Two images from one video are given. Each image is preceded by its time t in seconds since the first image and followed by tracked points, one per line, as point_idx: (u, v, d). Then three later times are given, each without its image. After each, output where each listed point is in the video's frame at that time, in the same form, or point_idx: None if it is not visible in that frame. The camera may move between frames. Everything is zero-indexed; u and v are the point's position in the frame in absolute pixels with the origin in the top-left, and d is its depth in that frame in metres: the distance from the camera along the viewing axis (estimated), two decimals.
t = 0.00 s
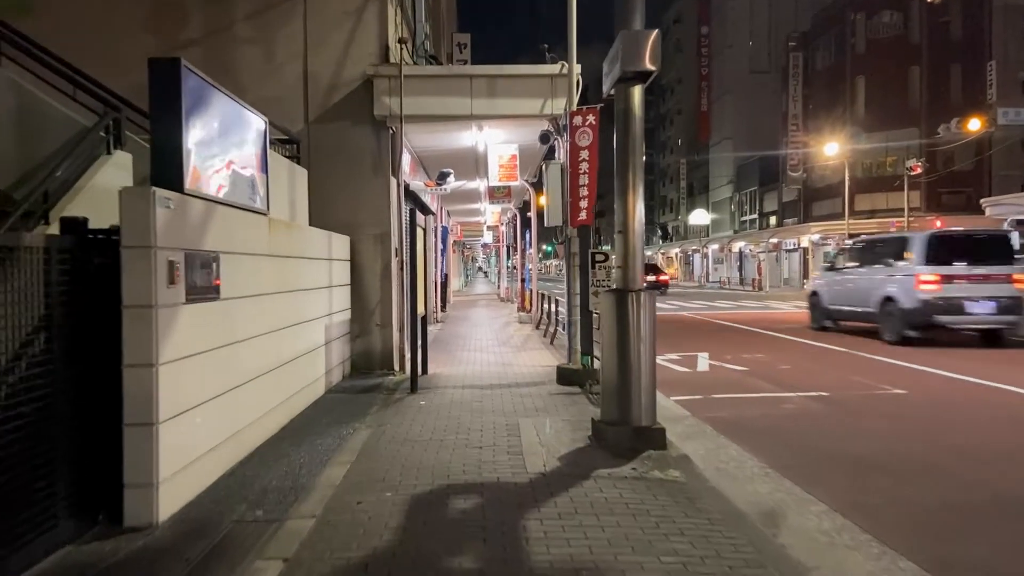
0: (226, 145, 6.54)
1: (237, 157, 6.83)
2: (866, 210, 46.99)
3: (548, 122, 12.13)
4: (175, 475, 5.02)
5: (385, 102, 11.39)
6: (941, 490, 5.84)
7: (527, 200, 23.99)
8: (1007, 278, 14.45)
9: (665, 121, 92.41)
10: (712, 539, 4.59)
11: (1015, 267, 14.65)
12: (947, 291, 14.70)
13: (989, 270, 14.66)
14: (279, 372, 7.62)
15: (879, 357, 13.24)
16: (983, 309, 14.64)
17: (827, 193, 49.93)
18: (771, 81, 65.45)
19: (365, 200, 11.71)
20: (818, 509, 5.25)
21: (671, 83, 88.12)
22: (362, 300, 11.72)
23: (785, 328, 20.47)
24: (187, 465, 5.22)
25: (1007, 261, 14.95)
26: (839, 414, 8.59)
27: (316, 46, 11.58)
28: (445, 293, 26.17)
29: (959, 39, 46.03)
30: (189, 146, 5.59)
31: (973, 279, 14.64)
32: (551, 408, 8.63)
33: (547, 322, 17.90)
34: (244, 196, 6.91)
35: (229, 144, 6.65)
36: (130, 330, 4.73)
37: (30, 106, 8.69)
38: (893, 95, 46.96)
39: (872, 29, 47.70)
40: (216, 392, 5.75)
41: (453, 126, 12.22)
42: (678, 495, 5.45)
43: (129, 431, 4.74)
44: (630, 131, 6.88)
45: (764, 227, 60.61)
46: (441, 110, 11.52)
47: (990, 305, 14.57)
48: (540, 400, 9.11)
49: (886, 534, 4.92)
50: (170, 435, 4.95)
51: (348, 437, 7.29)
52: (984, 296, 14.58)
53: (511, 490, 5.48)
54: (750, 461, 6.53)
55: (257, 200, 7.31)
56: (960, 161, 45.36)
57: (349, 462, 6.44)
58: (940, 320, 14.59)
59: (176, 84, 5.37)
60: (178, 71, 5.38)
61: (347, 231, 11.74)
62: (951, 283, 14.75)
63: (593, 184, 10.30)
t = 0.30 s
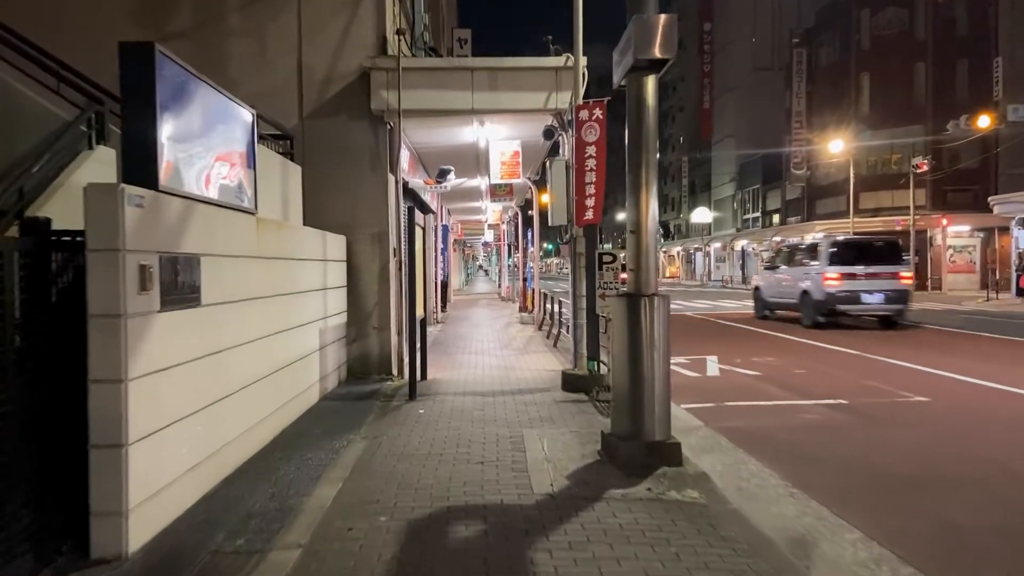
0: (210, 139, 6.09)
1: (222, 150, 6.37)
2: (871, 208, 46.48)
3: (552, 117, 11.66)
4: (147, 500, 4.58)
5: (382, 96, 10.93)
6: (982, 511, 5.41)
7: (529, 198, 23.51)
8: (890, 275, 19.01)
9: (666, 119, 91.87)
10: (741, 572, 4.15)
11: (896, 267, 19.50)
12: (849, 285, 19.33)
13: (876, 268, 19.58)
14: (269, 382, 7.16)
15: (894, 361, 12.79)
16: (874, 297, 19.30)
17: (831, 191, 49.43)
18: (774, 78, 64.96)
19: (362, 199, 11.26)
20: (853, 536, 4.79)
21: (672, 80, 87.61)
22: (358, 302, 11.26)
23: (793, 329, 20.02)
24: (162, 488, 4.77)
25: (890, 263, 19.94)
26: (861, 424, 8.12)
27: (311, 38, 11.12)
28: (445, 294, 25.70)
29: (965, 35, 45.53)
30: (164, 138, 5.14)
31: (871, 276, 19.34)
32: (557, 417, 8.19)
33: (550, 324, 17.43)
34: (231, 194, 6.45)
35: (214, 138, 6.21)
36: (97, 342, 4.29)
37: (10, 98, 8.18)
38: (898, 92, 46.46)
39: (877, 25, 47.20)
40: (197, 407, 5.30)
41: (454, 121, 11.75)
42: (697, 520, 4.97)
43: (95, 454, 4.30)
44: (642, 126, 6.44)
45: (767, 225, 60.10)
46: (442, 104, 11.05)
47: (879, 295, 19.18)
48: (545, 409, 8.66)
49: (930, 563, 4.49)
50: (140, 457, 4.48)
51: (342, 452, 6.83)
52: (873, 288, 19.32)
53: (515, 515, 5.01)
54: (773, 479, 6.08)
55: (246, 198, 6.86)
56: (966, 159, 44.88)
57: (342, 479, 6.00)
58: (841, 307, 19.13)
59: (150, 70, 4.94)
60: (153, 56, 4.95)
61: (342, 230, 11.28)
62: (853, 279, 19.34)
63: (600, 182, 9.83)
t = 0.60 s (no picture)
0: (196, 121, 5.62)
1: (210, 133, 5.90)
2: (876, 205, 45.99)
3: (559, 107, 11.19)
4: (124, 516, 4.14)
5: (383, 84, 10.46)
6: None
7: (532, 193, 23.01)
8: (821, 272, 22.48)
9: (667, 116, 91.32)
10: None
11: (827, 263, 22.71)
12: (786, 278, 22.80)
13: (812, 265, 22.75)
14: (262, 383, 6.72)
15: (914, 361, 12.33)
16: (806, 289, 22.98)
17: (836, 188, 48.94)
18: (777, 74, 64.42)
19: (362, 191, 10.82)
20: (905, 556, 4.35)
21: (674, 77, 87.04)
22: (359, 298, 10.82)
23: (803, 327, 19.55)
24: (141, 503, 4.33)
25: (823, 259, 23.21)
26: (890, 428, 7.67)
27: (309, 23, 10.66)
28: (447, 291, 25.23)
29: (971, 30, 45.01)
30: (141, 118, 4.67)
31: (804, 272, 22.78)
32: (568, 421, 7.73)
33: (555, 322, 16.96)
34: (220, 182, 5.99)
35: (201, 120, 5.74)
36: (65, 341, 3.84)
37: None
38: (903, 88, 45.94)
39: (882, 20, 46.68)
40: (181, 413, 4.85)
41: (457, 111, 11.28)
42: (730, 537, 4.53)
43: (65, 467, 3.86)
44: (664, 109, 5.96)
45: (770, 223, 59.62)
46: (445, 93, 10.60)
47: (811, 287, 22.73)
48: (554, 411, 8.23)
49: None
50: (116, 470, 4.04)
51: (340, 458, 6.39)
52: (805, 281, 22.79)
53: (529, 531, 4.57)
54: (806, 489, 5.63)
55: (237, 186, 6.38)
56: (972, 156, 44.39)
57: (340, 489, 5.55)
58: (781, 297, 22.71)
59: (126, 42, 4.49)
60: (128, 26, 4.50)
61: (341, 224, 10.83)
62: (791, 274, 22.69)
63: (611, 173, 9.36)
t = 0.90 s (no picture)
0: (181, 118, 5.16)
1: (197, 132, 5.44)
2: (882, 204, 45.58)
3: (568, 105, 10.75)
4: (97, 558, 3.72)
5: (384, 81, 10.02)
6: None
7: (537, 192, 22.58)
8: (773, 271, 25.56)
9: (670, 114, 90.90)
10: None
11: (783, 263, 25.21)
12: (742, 277, 26.12)
13: (765, 265, 25.80)
14: (255, 399, 6.29)
15: (935, 368, 11.89)
16: (756, 287, 26.74)
17: (840, 187, 48.53)
18: (781, 72, 63.95)
19: (362, 192, 10.39)
20: None
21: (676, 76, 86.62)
22: (359, 304, 10.40)
23: (814, 330, 19.11)
24: (116, 542, 3.91)
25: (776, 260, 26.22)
26: (922, 445, 7.24)
27: (307, 17, 10.23)
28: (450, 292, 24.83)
29: (979, 28, 44.51)
30: (116, 116, 4.22)
31: (761, 272, 25.49)
32: (580, 437, 7.29)
33: (562, 325, 16.52)
34: (208, 184, 5.54)
35: (188, 118, 5.30)
36: (29, 366, 3.43)
37: None
38: (910, 86, 45.47)
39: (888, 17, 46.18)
40: (163, 439, 4.43)
41: (461, 108, 10.83)
42: None
43: (28, 506, 3.45)
44: (688, 108, 5.51)
45: (774, 222, 59.23)
46: (449, 90, 10.16)
47: (764, 285, 25.90)
48: (565, 425, 7.80)
49: None
50: (86, 509, 3.62)
51: (338, 481, 5.97)
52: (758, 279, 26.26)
53: (545, 571, 4.14)
54: (842, 518, 5.19)
55: (228, 188, 5.93)
56: (979, 155, 43.92)
57: (338, 517, 5.13)
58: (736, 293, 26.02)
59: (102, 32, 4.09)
60: (104, 15, 4.09)
61: (341, 226, 10.40)
62: (749, 274, 25.49)
63: (624, 173, 8.90)
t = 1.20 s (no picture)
0: (160, 97, 4.64)
1: (178, 113, 4.92)
2: (886, 203, 45.13)
3: (574, 95, 10.28)
4: None
5: (381, 69, 9.54)
6: None
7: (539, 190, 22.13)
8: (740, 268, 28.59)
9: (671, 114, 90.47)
10: None
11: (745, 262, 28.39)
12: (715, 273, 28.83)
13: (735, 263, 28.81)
14: (239, 406, 5.81)
15: (957, 371, 11.40)
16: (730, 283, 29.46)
17: (844, 186, 48.09)
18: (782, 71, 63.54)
19: (359, 186, 9.93)
20: None
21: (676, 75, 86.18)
22: (356, 303, 9.92)
23: (824, 331, 18.66)
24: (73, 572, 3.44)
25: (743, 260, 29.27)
26: (956, 454, 6.77)
27: (301, 3, 9.76)
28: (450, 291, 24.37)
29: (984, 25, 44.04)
30: (79, 88, 3.71)
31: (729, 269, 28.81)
32: (590, 445, 6.82)
33: (566, 325, 16.06)
34: (189, 172, 5.03)
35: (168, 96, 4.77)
36: None
37: None
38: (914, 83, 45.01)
39: (892, 14, 45.72)
40: (129, 457, 3.96)
41: (463, 99, 10.36)
42: None
43: None
44: (711, 91, 5.04)
45: (776, 221, 58.80)
46: (450, 79, 9.69)
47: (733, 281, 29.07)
48: (573, 432, 7.33)
49: None
50: (33, 541, 3.15)
51: (331, 495, 5.50)
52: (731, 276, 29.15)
53: None
54: (882, 538, 4.73)
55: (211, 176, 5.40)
56: (984, 153, 43.47)
57: (329, 538, 4.64)
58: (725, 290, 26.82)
59: None
60: None
61: (337, 222, 9.93)
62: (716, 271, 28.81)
63: (635, 166, 8.42)
